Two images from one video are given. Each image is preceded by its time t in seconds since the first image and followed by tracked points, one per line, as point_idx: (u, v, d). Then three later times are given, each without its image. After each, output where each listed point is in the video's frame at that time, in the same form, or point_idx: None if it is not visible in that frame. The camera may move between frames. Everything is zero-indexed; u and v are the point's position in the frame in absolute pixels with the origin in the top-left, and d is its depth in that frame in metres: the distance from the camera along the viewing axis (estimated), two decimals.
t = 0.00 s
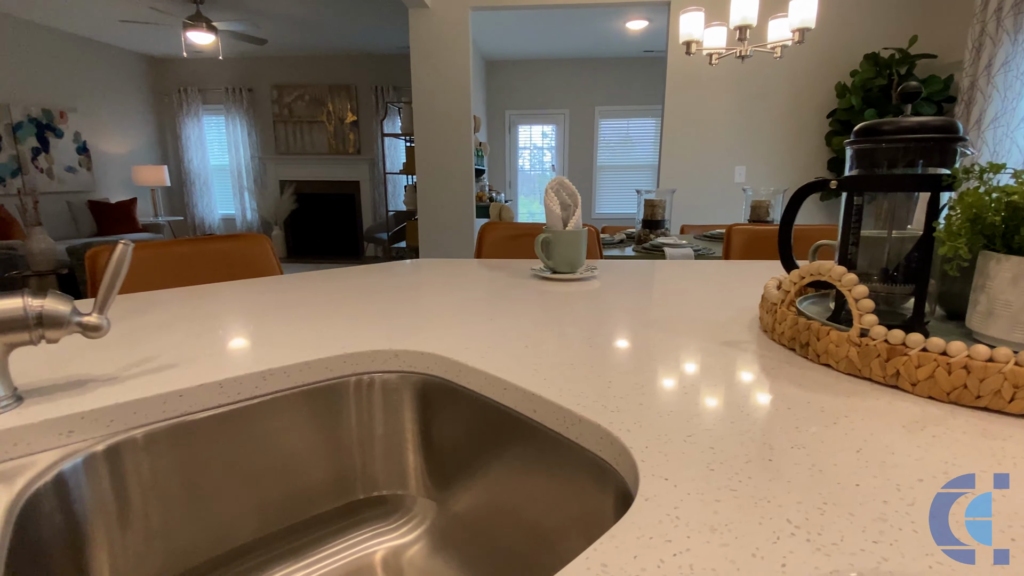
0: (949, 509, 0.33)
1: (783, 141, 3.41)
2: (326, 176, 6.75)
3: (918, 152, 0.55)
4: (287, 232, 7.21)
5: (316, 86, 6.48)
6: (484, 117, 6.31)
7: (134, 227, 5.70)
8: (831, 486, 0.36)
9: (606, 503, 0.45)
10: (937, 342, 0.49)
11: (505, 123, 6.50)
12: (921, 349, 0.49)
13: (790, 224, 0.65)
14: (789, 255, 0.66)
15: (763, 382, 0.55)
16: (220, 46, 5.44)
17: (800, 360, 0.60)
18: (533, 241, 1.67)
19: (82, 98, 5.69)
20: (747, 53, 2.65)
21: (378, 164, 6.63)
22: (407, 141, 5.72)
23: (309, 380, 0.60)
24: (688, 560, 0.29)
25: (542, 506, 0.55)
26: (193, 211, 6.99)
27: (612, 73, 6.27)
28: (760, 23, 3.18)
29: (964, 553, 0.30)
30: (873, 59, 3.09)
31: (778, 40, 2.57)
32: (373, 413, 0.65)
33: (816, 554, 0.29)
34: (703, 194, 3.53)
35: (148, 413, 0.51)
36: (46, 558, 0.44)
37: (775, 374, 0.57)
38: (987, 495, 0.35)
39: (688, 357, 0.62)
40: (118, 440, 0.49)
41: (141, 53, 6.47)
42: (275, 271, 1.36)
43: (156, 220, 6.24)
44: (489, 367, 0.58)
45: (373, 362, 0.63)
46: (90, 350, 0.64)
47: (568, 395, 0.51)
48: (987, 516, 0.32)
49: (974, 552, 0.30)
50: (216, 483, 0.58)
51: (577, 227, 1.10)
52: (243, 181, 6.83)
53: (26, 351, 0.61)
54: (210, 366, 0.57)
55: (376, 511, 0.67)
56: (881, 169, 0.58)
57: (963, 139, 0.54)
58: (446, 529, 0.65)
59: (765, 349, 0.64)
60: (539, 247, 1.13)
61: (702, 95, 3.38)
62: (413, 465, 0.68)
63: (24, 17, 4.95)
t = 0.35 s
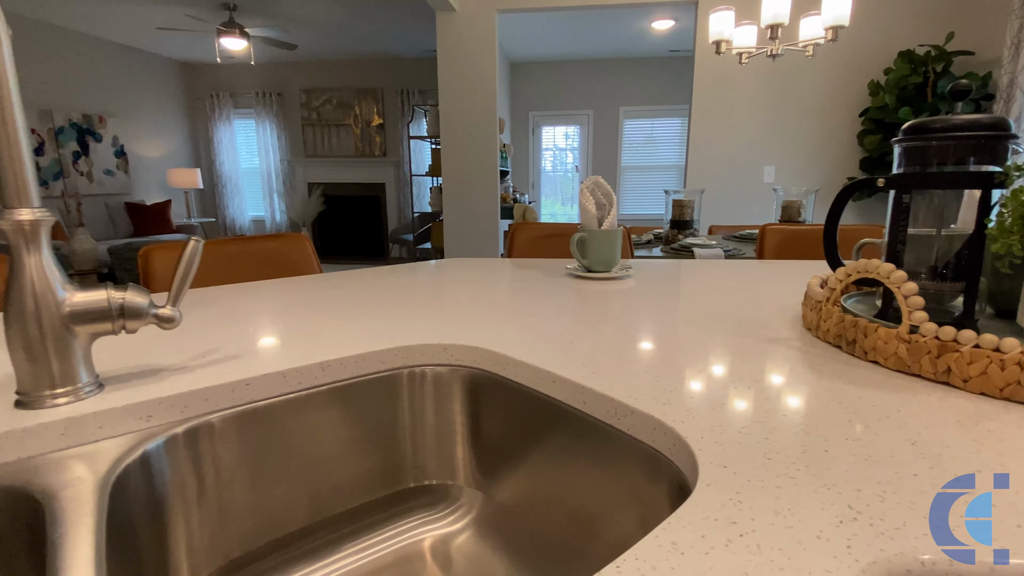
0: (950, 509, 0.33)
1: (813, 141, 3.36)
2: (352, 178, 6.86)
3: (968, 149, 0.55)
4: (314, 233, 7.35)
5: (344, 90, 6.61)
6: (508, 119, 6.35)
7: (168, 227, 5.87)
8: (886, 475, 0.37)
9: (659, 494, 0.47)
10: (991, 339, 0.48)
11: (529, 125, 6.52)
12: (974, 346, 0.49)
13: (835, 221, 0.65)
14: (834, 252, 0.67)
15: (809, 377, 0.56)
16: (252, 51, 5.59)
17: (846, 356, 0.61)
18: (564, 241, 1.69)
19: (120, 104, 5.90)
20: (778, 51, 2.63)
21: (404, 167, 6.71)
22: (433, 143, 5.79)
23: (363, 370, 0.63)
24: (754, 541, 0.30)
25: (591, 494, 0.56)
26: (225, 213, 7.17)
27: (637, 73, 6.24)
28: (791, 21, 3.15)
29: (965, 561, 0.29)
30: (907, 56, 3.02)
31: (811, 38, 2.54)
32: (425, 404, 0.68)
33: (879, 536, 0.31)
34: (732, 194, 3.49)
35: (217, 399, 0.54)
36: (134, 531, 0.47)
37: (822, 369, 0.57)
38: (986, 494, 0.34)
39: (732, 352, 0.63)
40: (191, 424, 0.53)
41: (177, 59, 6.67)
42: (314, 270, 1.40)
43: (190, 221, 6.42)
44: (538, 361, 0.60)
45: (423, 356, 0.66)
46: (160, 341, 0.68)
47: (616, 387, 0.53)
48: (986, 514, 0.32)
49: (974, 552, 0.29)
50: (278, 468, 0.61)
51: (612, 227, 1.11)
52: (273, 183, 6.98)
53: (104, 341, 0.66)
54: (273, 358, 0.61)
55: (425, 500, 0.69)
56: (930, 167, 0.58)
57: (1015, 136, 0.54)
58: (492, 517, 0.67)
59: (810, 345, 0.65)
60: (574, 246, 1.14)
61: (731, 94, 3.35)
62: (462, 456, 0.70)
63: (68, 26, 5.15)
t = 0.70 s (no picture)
0: (949, 509, 0.33)
1: (836, 144, 3.33)
2: (372, 182, 6.95)
3: (995, 151, 0.56)
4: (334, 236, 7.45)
5: (365, 95, 6.71)
6: (527, 123, 6.38)
7: (194, 230, 6.02)
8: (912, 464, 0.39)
9: (689, 484, 0.48)
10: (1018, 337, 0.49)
11: (547, 129, 6.55)
12: (1001, 344, 0.50)
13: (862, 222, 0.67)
14: (860, 253, 0.68)
15: (836, 375, 0.57)
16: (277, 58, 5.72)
17: (872, 354, 0.62)
18: (585, 243, 1.71)
19: (149, 110, 6.08)
20: (801, 55, 2.62)
21: (423, 171, 6.79)
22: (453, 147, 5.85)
23: (399, 364, 0.66)
24: (786, 520, 0.32)
25: (620, 485, 0.58)
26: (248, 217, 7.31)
27: (656, 77, 6.23)
28: (814, 23, 3.13)
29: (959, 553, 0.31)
30: (933, 57, 2.99)
31: (834, 41, 2.52)
32: (459, 399, 0.71)
33: (906, 518, 0.32)
34: (752, 198, 3.48)
35: (266, 389, 0.57)
36: (194, 511, 0.51)
37: (848, 368, 0.59)
38: (986, 492, 0.35)
39: (758, 351, 0.65)
40: (242, 412, 0.56)
41: (204, 66, 6.84)
42: (342, 270, 1.44)
43: (215, 224, 6.57)
44: (569, 357, 0.63)
45: (457, 351, 0.69)
46: (209, 336, 0.72)
47: (647, 381, 0.55)
48: (984, 515, 0.32)
49: (970, 552, 0.30)
50: (321, 457, 0.64)
51: (636, 229, 1.13)
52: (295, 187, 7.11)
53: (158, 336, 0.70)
54: (317, 352, 0.64)
55: (457, 491, 0.72)
56: (956, 169, 0.59)
57: None
58: (522, 508, 0.69)
59: (836, 345, 0.66)
60: (597, 248, 1.16)
61: (752, 97, 3.34)
62: (492, 450, 0.72)
63: (101, 35, 5.33)
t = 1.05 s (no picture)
0: (949, 507, 0.34)
1: (854, 149, 3.33)
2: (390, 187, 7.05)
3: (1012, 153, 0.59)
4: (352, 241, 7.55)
5: (383, 102, 6.82)
6: (542, 129, 6.43)
7: (216, 234, 6.15)
8: (927, 442, 0.42)
9: (719, 464, 0.52)
10: None
11: (562, 134, 6.60)
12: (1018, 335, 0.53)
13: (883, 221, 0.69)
14: (881, 251, 0.70)
15: (860, 366, 0.60)
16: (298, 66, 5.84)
17: (894, 348, 0.65)
18: (606, 246, 1.74)
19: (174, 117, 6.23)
20: (819, 59, 2.63)
21: (440, 176, 6.87)
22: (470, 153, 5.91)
23: (440, 354, 0.71)
24: (816, 486, 0.36)
25: (649, 468, 0.61)
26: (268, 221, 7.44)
27: (672, 83, 6.25)
28: (833, 29, 3.14)
29: (965, 550, 0.35)
30: (954, 62, 2.98)
31: (852, 46, 2.53)
32: (495, 389, 0.75)
33: (926, 485, 0.35)
34: (771, 201, 3.48)
35: (319, 374, 0.62)
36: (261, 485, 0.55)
37: (871, 360, 0.61)
38: (987, 492, 0.34)
39: (783, 345, 0.68)
40: (299, 396, 0.61)
41: (227, 74, 7.00)
42: (370, 270, 1.50)
43: (236, 228, 6.70)
44: (600, 348, 0.67)
45: (495, 344, 0.74)
46: (260, 331, 0.76)
47: (679, 370, 0.58)
48: (985, 513, 0.33)
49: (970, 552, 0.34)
50: (367, 442, 0.68)
51: (659, 230, 1.16)
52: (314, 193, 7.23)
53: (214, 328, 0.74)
54: (363, 344, 0.69)
55: (492, 477, 0.75)
56: (976, 170, 0.62)
57: None
58: (553, 493, 0.72)
59: (858, 339, 0.69)
60: (621, 248, 1.19)
61: (770, 102, 3.34)
62: (526, 439, 0.76)
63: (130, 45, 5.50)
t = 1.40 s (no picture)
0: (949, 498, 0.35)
1: (872, 155, 3.32)
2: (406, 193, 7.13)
3: None
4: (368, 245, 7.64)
5: (400, 108, 6.91)
6: (558, 135, 6.47)
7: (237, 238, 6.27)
8: (947, 429, 0.45)
9: (746, 452, 0.54)
10: None
11: (577, 140, 6.63)
12: None
13: (905, 224, 0.71)
14: (902, 252, 0.73)
15: (882, 362, 0.62)
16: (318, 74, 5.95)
17: (916, 345, 0.67)
18: (625, 249, 1.77)
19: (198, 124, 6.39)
20: (837, 65, 2.64)
21: (455, 181, 6.94)
22: (486, 158, 5.97)
23: (475, 349, 0.76)
24: (843, 465, 0.39)
25: (677, 458, 0.63)
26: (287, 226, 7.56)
27: (688, 88, 6.26)
28: (851, 35, 3.15)
29: (966, 550, 0.38)
30: (975, 66, 2.97)
31: (871, 51, 2.54)
32: (527, 384, 0.79)
33: (946, 466, 0.38)
34: (789, 207, 3.47)
35: (364, 366, 0.67)
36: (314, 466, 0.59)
37: (893, 357, 0.64)
38: (988, 494, 0.36)
39: (804, 343, 0.70)
40: (345, 385, 0.65)
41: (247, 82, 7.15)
42: (397, 271, 1.54)
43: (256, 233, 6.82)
44: (628, 344, 0.70)
45: (527, 340, 0.78)
46: (303, 327, 0.80)
47: (705, 363, 0.61)
48: (987, 514, 0.36)
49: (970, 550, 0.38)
50: (407, 431, 0.72)
51: (680, 233, 1.18)
52: (332, 198, 7.34)
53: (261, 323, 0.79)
54: (403, 339, 0.73)
55: (522, 468, 0.79)
56: (995, 173, 0.64)
57: None
58: (581, 484, 0.75)
59: (879, 337, 0.71)
60: (643, 250, 1.22)
61: (788, 108, 3.35)
62: (556, 433, 0.79)
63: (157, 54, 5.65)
